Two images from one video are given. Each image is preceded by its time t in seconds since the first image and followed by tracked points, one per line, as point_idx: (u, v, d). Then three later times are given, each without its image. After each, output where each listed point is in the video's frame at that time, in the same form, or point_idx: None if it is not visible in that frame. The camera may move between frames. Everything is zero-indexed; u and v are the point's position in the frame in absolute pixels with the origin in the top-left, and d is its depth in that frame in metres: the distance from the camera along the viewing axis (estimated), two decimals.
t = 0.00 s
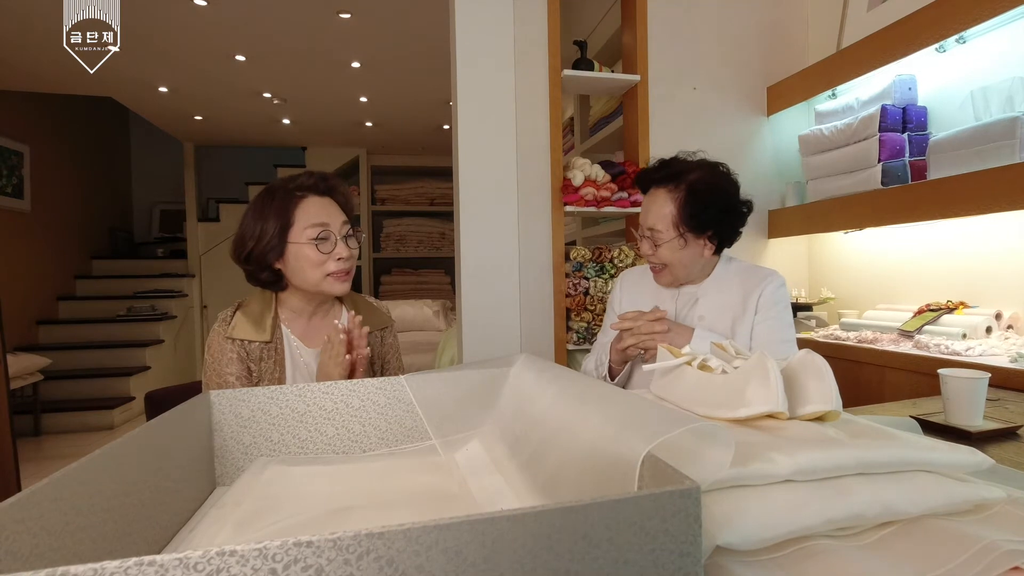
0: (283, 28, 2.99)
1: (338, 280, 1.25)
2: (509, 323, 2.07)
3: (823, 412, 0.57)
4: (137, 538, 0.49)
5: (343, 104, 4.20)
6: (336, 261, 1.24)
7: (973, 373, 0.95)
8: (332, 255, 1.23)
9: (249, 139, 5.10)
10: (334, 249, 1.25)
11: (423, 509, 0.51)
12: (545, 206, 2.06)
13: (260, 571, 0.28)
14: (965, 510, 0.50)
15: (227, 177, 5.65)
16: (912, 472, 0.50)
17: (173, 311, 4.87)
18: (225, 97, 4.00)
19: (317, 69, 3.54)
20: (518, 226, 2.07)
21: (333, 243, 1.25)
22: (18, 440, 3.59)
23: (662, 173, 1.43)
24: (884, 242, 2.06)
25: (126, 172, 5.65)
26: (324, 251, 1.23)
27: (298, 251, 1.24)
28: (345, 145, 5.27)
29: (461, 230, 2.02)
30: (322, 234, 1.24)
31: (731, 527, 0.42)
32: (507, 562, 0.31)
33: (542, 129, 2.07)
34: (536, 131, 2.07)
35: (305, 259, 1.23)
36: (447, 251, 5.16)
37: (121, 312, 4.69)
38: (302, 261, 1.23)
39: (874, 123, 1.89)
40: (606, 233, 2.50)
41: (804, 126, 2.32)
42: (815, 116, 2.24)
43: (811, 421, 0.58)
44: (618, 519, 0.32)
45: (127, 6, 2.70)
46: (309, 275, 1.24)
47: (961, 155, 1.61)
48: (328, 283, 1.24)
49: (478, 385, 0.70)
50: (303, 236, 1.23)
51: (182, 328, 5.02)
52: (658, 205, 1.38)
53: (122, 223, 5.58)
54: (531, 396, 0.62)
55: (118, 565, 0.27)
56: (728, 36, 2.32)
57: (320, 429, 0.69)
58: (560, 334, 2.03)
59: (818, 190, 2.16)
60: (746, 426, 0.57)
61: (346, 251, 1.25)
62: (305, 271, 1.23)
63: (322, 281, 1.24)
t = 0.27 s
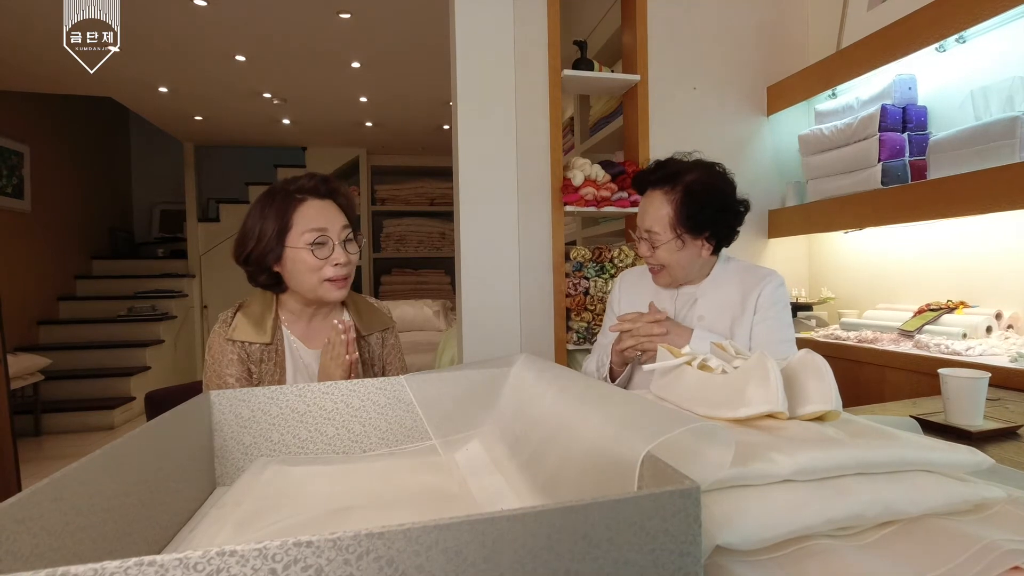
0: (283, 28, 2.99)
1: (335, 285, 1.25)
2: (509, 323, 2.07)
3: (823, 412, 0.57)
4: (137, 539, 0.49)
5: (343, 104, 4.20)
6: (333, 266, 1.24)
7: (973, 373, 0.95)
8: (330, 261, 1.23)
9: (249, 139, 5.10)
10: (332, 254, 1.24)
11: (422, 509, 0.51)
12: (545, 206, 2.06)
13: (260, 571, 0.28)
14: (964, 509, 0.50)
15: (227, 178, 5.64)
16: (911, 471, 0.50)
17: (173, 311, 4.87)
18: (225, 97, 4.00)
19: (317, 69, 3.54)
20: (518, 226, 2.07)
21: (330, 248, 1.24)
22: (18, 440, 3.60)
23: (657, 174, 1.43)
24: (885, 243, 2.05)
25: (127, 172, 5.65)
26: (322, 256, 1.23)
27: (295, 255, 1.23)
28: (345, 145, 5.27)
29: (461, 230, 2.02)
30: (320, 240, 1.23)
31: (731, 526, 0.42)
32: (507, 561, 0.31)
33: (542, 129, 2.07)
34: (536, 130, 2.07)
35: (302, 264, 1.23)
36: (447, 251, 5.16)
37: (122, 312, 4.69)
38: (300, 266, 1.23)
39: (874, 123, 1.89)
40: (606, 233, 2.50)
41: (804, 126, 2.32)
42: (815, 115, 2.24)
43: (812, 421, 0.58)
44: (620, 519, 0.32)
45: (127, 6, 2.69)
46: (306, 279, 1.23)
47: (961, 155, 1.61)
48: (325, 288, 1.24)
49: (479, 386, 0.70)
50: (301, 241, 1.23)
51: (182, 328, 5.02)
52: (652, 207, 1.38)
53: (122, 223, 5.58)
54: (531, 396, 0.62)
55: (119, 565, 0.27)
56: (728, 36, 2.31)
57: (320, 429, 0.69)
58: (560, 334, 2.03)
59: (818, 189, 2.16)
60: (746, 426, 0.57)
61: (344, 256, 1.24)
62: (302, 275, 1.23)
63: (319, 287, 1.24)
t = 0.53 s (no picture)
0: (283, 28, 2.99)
1: (333, 288, 1.25)
2: (509, 323, 2.07)
3: (823, 411, 0.57)
4: (137, 539, 0.49)
5: (343, 104, 4.19)
6: (331, 270, 1.23)
7: (973, 372, 0.95)
8: (327, 265, 1.22)
9: (249, 139, 5.10)
10: (330, 257, 1.23)
11: (423, 509, 0.51)
12: (545, 206, 2.06)
13: (260, 571, 0.28)
14: (964, 509, 0.50)
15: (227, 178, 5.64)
16: (912, 471, 0.50)
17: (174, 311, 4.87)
18: (225, 97, 4.00)
19: (317, 69, 3.54)
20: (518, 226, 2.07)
21: (328, 252, 1.23)
22: (19, 440, 3.60)
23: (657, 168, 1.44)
24: (885, 243, 2.06)
25: (127, 172, 5.64)
26: (320, 259, 1.22)
27: (293, 258, 1.23)
28: (345, 145, 5.27)
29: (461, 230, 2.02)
30: (319, 243, 1.22)
31: (731, 526, 0.42)
32: (508, 562, 0.31)
33: (542, 128, 2.07)
34: (536, 130, 2.07)
35: (300, 267, 1.23)
36: (447, 251, 5.16)
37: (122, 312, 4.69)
38: (298, 269, 1.23)
39: (875, 123, 1.88)
40: (607, 233, 2.50)
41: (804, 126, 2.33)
42: (815, 115, 2.24)
43: (812, 421, 0.58)
44: (620, 519, 0.32)
45: (128, 6, 2.69)
46: (303, 282, 1.23)
47: (960, 155, 1.60)
48: (322, 291, 1.24)
49: (479, 386, 0.70)
50: (299, 244, 1.22)
51: (183, 328, 5.02)
52: (652, 199, 1.39)
53: (122, 223, 5.58)
54: (532, 395, 0.62)
55: (119, 565, 0.27)
56: (728, 36, 2.31)
57: (320, 429, 0.69)
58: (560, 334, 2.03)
59: (818, 189, 2.16)
60: (746, 426, 0.57)
61: (341, 260, 1.23)
62: (300, 278, 1.23)
63: (317, 290, 1.24)
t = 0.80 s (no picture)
0: (283, 27, 2.99)
1: (333, 288, 1.25)
2: (511, 322, 2.07)
3: (825, 411, 0.57)
4: (139, 538, 0.49)
5: (344, 103, 4.19)
6: (330, 270, 1.23)
7: (975, 372, 0.96)
8: (327, 264, 1.22)
9: (250, 138, 5.10)
10: (329, 257, 1.23)
11: (424, 508, 0.51)
12: (546, 205, 2.06)
13: (262, 569, 0.28)
14: (966, 509, 0.50)
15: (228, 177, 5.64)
16: (914, 470, 0.50)
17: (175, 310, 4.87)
18: (226, 96, 4.00)
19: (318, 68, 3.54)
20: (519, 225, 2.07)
21: (327, 251, 1.23)
22: (20, 439, 3.60)
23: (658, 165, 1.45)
24: (886, 243, 2.07)
25: (127, 171, 5.65)
26: (319, 259, 1.23)
27: (293, 257, 1.23)
28: (346, 144, 5.27)
29: (462, 229, 2.02)
30: (318, 242, 1.23)
31: (733, 525, 0.42)
32: (510, 561, 0.31)
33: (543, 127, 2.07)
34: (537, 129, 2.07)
35: (299, 266, 1.23)
36: (448, 250, 5.16)
37: (123, 312, 4.69)
38: (297, 268, 1.23)
39: (876, 122, 1.87)
40: (607, 232, 2.50)
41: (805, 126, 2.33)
42: (816, 114, 2.24)
43: (813, 420, 0.58)
44: (622, 518, 0.32)
45: (128, 5, 2.69)
46: (302, 282, 1.24)
47: (961, 154, 1.60)
48: (321, 291, 1.24)
49: (480, 386, 0.70)
50: (299, 243, 1.22)
51: (184, 327, 5.02)
52: (654, 195, 1.39)
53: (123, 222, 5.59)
54: (534, 394, 0.62)
55: (121, 564, 0.27)
56: (729, 35, 2.31)
57: (321, 427, 0.69)
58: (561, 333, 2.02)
59: (818, 189, 2.15)
60: (747, 425, 0.57)
61: (341, 260, 1.24)
62: (299, 278, 1.24)
63: (316, 290, 1.24)
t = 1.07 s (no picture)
0: (284, 26, 2.99)
1: (335, 284, 1.25)
2: (511, 321, 2.07)
3: (825, 411, 0.57)
4: (140, 536, 0.49)
5: (344, 102, 4.19)
6: (332, 266, 1.24)
7: (975, 372, 0.96)
8: (331, 260, 1.23)
9: (250, 137, 5.10)
10: (332, 254, 1.24)
11: (425, 507, 0.51)
12: (547, 204, 2.06)
13: (262, 568, 0.28)
14: (966, 509, 0.50)
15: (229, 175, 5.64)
16: (915, 470, 0.50)
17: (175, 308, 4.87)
18: (227, 95, 3.99)
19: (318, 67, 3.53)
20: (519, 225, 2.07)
21: (331, 248, 1.24)
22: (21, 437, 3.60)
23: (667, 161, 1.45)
24: (887, 243, 2.07)
25: (128, 169, 5.65)
26: (323, 255, 1.23)
27: (295, 254, 1.23)
28: (346, 143, 5.27)
29: (462, 228, 2.02)
30: (321, 239, 1.23)
31: (734, 525, 0.42)
32: (511, 561, 0.31)
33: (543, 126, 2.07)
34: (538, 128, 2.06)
35: (302, 263, 1.23)
36: (448, 249, 5.16)
37: (124, 310, 4.69)
38: (300, 265, 1.23)
39: (877, 122, 1.86)
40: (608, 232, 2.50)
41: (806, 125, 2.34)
42: (818, 114, 2.23)
43: (814, 420, 0.58)
44: (622, 517, 0.32)
45: (129, 4, 2.69)
46: (305, 279, 1.24)
47: (962, 154, 1.59)
48: (324, 288, 1.24)
49: (481, 387, 0.70)
50: (302, 240, 1.22)
51: (184, 325, 5.03)
52: (662, 189, 1.39)
53: (124, 221, 5.59)
54: (534, 393, 0.62)
55: (121, 562, 0.27)
56: (730, 34, 2.31)
57: (321, 426, 0.69)
58: (561, 332, 2.02)
59: (819, 189, 2.15)
60: (748, 425, 0.57)
61: (344, 256, 1.24)
62: (302, 274, 1.23)
63: (318, 286, 1.24)
